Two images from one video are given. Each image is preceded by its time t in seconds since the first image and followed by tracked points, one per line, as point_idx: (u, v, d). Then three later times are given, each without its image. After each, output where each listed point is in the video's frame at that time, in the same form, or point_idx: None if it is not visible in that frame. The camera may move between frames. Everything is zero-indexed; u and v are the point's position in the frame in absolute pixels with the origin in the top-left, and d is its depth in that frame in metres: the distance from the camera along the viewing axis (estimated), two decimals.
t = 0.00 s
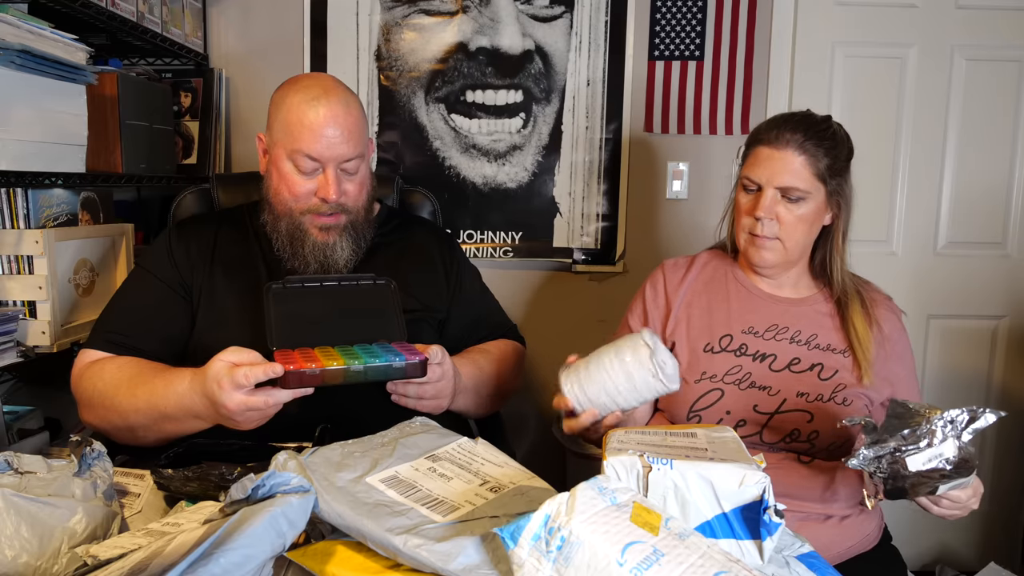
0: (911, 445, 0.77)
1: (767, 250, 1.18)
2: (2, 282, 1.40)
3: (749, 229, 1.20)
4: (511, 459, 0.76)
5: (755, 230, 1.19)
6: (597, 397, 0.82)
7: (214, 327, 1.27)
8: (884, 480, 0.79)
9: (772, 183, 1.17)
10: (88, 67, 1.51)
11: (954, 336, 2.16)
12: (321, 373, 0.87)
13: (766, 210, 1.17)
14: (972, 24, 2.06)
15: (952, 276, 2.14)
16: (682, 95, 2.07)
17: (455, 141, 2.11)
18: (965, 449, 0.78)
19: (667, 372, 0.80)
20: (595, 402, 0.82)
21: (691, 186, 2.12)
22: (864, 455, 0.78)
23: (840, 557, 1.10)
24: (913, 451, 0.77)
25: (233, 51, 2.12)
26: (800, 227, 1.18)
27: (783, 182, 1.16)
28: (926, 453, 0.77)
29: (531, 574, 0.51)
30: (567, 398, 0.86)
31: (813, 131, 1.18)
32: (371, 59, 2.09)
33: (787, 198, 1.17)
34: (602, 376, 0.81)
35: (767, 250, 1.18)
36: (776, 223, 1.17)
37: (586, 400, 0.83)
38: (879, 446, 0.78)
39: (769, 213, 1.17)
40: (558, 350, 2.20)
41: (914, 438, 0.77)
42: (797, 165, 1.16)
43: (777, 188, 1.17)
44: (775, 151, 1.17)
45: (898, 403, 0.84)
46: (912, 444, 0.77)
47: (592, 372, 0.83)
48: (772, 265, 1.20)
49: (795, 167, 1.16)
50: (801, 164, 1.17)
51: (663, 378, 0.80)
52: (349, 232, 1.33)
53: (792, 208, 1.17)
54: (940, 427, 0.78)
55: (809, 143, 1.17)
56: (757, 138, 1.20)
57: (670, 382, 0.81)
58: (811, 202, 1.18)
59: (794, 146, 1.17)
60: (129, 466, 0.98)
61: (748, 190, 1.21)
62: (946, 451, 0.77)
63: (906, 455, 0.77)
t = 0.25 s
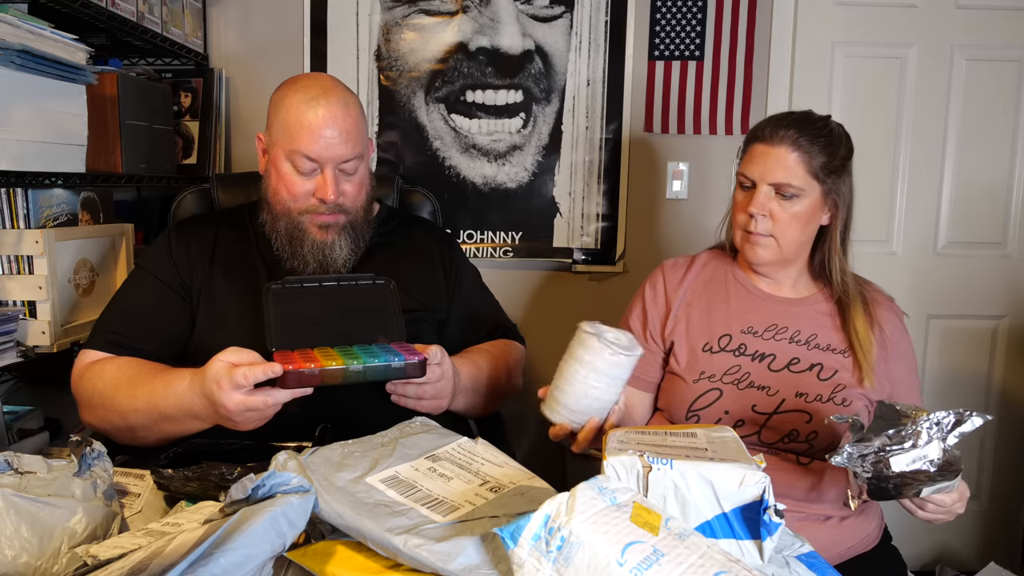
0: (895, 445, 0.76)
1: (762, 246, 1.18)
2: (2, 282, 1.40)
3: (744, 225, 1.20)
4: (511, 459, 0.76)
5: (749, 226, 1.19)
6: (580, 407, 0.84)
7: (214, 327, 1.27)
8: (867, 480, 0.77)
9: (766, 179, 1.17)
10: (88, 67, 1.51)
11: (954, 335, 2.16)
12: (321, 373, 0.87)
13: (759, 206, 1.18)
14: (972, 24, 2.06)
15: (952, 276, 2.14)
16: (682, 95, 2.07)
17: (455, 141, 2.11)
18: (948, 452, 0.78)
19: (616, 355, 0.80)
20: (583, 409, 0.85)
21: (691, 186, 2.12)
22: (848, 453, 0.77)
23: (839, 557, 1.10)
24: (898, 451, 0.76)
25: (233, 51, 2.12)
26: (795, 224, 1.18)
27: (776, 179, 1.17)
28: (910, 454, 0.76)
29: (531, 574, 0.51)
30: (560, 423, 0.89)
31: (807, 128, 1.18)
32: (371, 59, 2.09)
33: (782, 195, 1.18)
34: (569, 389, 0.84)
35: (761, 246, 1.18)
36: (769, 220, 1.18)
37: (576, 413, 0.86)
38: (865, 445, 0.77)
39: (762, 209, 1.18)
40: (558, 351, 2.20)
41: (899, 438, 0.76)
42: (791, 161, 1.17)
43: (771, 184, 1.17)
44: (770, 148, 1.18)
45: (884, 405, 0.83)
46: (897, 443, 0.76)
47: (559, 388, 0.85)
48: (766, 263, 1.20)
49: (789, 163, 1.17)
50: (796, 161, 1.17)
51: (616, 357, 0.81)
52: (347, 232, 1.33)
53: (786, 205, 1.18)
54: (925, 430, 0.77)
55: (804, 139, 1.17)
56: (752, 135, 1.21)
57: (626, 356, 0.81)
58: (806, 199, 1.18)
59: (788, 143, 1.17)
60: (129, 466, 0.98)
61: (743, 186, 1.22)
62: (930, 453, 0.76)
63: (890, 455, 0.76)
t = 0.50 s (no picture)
0: (893, 451, 0.76)
1: (758, 245, 1.19)
2: (2, 282, 1.40)
3: (740, 224, 1.21)
4: (511, 459, 0.76)
5: (746, 225, 1.20)
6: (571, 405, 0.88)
7: (214, 328, 1.27)
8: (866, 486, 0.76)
9: (761, 178, 1.18)
10: (88, 67, 1.51)
11: (955, 335, 2.16)
12: (321, 373, 0.87)
13: (755, 205, 1.18)
14: (972, 24, 2.06)
15: (952, 276, 2.14)
16: (682, 95, 2.07)
17: (455, 141, 2.11)
18: (944, 456, 0.78)
19: (584, 357, 0.83)
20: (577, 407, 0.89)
21: (691, 186, 2.12)
22: (847, 459, 0.76)
23: (839, 557, 1.10)
24: (896, 458, 0.76)
25: (233, 51, 2.12)
26: (792, 223, 1.19)
27: (773, 178, 1.17)
28: (908, 460, 0.76)
29: (531, 574, 0.51)
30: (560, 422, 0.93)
31: (805, 127, 1.19)
32: (371, 59, 2.09)
33: (779, 194, 1.18)
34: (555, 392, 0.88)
35: (757, 245, 1.19)
36: (766, 218, 1.18)
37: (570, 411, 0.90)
38: (862, 451, 0.76)
39: (758, 208, 1.18)
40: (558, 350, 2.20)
41: (897, 445, 0.76)
42: (787, 160, 1.17)
43: (767, 183, 1.18)
44: (766, 147, 1.18)
45: (882, 411, 0.83)
46: (895, 450, 0.76)
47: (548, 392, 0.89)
48: (763, 262, 1.20)
49: (786, 162, 1.17)
50: (792, 160, 1.17)
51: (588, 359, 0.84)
52: (340, 233, 1.32)
53: (783, 204, 1.18)
54: (923, 435, 0.77)
55: (800, 138, 1.18)
56: (749, 134, 1.22)
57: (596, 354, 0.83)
58: (803, 199, 1.18)
59: (785, 142, 1.17)
60: (129, 466, 0.98)
61: (740, 185, 1.22)
62: (928, 459, 0.76)
63: (888, 461, 0.76)
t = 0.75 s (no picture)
0: (880, 452, 0.76)
1: (758, 243, 1.19)
2: (2, 282, 1.40)
3: (741, 222, 1.21)
4: (511, 459, 0.76)
5: (746, 223, 1.20)
6: (577, 391, 0.85)
7: (214, 328, 1.27)
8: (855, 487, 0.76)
9: (762, 176, 1.18)
10: (88, 67, 1.51)
11: (955, 335, 2.16)
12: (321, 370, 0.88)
13: (755, 203, 1.18)
14: (971, 24, 2.06)
15: (951, 276, 2.14)
16: (682, 95, 2.07)
17: (455, 141, 2.11)
18: (933, 459, 0.78)
19: (578, 348, 0.78)
20: (582, 393, 0.85)
21: (691, 186, 2.12)
22: (835, 459, 0.76)
23: (839, 557, 1.10)
24: (883, 459, 0.75)
25: (233, 51, 2.12)
26: (793, 222, 1.19)
27: (773, 176, 1.17)
28: (895, 462, 0.75)
29: (531, 574, 0.51)
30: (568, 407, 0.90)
31: (805, 126, 1.19)
32: (371, 59, 2.09)
33: (779, 192, 1.18)
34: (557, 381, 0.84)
35: (758, 243, 1.19)
36: (766, 217, 1.18)
37: (576, 398, 0.86)
38: (850, 452, 0.76)
39: (758, 206, 1.18)
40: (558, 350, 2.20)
41: (883, 447, 0.76)
42: (787, 159, 1.17)
43: (767, 181, 1.18)
44: (767, 145, 1.19)
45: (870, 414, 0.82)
46: (882, 451, 0.76)
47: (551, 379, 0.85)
48: (763, 261, 1.20)
49: (786, 161, 1.17)
50: (792, 159, 1.18)
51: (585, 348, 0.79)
52: (338, 233, 1.32)
53: (783, 203, 1.18)
54: (911, 437, 0.76)
55: (800, 136, 1.18)
56: (750, 133, 1.22)
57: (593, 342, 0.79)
58: (804, 197, 1.19)
59: (785, 140, 1.18)
60: (129, 466, 0.98)
61: (741, 183, 1.23)
62: (916, 461, 0.76)
63: (875, 463, 0.75)
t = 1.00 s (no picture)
0: (868, 457, 0.75)
1: (760, 239, 1.20)
2: (2, 282, 1.40)
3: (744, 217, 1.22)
4: (511, 459, 0.76)
5: (749, 218, 1.21)
6: (576, 353, 0.71)
7: (214, 329, 1.27)
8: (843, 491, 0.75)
9: (765, 172, 1.20)
10: (88, 67, 1.51)
11: (955, 336, 2.16)
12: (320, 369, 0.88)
13: (758, 198, 1.20)
14: (971, 24, 2.06)
15: (951, 276, 2.14)
16: (682, 95, 2.07)
17: (455, 141, 2.11)
18: (920, 463, 0.78)
19: (575, 298, 0.65)
20: (581, 355, 0.71)
21: (691, 186, 2.12)
22: (823, 464, 0.75)
23: (839, 557, 1.10)
24: (871, 464, 0.75)
25: (233, 51, 2.12)
26: (794, 220, 1.20)
27: (777, 172, 1.19)
28: (883, 467, 0.75)
29: (531, 574, 0.51)
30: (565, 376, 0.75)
31: (810, 124, 1.21)
32: (371, 59, 2.09)
33: (781, 189, 1.20)
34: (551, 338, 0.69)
35: (759, 239, 1.20)
36: (768, 213, 1.20)
37: (574, 360, 0.72)
38: (837, 456, 0.76)
39: (762, 202, 1.20)
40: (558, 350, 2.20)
41: (870, 451, 0.76)
42: (792, 155, 1.19)
43: (771, 177, 1.20)
44: (772, 142, 1.21)
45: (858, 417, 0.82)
46: (870, 455, 0.75)
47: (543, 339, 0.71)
48: (765, 259, 1.21)
49: (791, 158, 1.19)
50: (797, 156, 1.19)
51: (587, 297, 0.66)
52: (339, 234, 1.32)
53: (785, 200, 1.20)
54: (897, 442, 0.76)
55: (805, 134, 1.20)
56: (756, 130, 1.24)
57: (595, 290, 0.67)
58: (806, 195, 1.20)
59: (789, 138, 1.20)
60: (129, 466, 0.98)
61: (745, 179, 1.24)
62: (903, 466, 0.76)
63: (862, 467, 0.75)
